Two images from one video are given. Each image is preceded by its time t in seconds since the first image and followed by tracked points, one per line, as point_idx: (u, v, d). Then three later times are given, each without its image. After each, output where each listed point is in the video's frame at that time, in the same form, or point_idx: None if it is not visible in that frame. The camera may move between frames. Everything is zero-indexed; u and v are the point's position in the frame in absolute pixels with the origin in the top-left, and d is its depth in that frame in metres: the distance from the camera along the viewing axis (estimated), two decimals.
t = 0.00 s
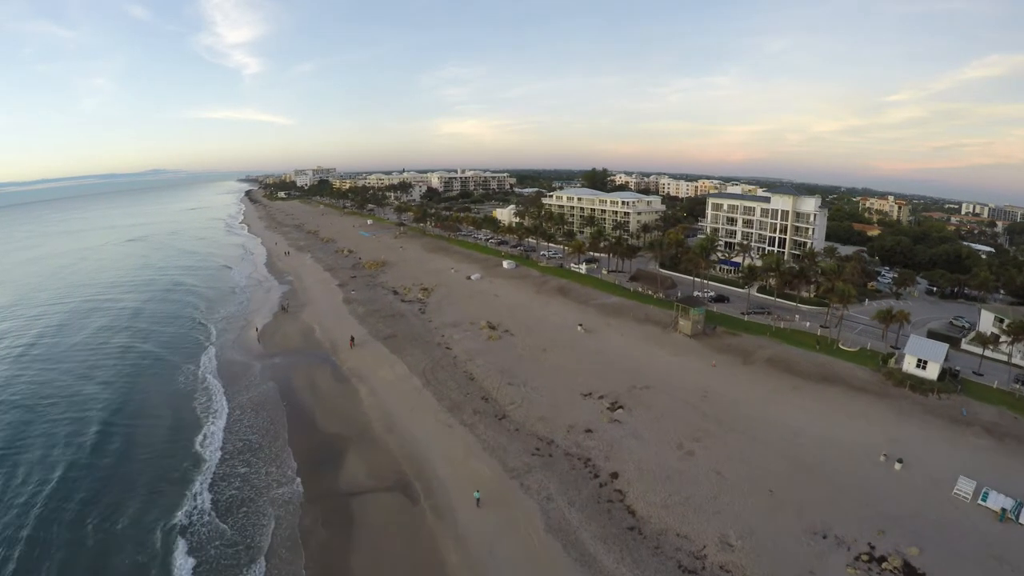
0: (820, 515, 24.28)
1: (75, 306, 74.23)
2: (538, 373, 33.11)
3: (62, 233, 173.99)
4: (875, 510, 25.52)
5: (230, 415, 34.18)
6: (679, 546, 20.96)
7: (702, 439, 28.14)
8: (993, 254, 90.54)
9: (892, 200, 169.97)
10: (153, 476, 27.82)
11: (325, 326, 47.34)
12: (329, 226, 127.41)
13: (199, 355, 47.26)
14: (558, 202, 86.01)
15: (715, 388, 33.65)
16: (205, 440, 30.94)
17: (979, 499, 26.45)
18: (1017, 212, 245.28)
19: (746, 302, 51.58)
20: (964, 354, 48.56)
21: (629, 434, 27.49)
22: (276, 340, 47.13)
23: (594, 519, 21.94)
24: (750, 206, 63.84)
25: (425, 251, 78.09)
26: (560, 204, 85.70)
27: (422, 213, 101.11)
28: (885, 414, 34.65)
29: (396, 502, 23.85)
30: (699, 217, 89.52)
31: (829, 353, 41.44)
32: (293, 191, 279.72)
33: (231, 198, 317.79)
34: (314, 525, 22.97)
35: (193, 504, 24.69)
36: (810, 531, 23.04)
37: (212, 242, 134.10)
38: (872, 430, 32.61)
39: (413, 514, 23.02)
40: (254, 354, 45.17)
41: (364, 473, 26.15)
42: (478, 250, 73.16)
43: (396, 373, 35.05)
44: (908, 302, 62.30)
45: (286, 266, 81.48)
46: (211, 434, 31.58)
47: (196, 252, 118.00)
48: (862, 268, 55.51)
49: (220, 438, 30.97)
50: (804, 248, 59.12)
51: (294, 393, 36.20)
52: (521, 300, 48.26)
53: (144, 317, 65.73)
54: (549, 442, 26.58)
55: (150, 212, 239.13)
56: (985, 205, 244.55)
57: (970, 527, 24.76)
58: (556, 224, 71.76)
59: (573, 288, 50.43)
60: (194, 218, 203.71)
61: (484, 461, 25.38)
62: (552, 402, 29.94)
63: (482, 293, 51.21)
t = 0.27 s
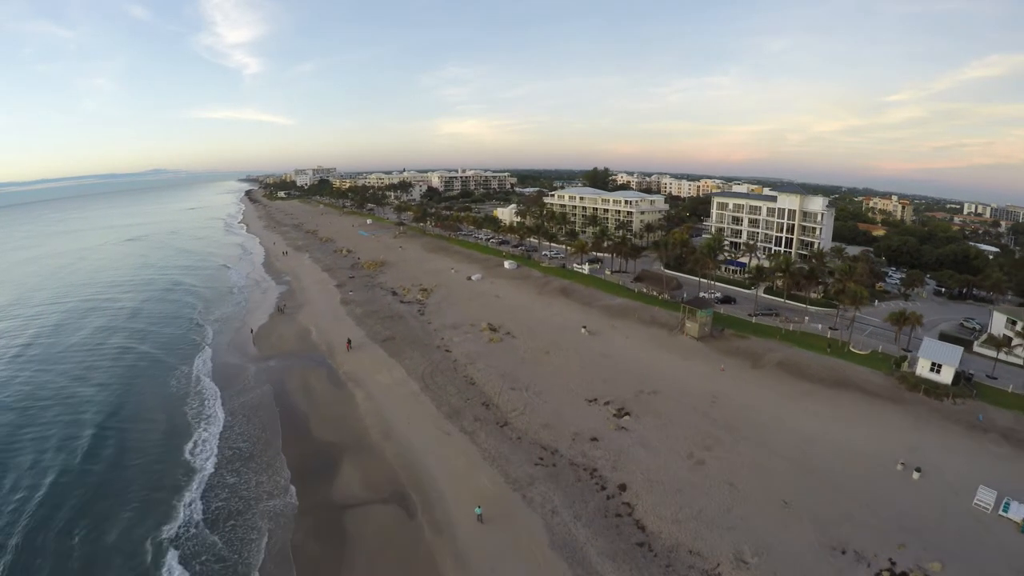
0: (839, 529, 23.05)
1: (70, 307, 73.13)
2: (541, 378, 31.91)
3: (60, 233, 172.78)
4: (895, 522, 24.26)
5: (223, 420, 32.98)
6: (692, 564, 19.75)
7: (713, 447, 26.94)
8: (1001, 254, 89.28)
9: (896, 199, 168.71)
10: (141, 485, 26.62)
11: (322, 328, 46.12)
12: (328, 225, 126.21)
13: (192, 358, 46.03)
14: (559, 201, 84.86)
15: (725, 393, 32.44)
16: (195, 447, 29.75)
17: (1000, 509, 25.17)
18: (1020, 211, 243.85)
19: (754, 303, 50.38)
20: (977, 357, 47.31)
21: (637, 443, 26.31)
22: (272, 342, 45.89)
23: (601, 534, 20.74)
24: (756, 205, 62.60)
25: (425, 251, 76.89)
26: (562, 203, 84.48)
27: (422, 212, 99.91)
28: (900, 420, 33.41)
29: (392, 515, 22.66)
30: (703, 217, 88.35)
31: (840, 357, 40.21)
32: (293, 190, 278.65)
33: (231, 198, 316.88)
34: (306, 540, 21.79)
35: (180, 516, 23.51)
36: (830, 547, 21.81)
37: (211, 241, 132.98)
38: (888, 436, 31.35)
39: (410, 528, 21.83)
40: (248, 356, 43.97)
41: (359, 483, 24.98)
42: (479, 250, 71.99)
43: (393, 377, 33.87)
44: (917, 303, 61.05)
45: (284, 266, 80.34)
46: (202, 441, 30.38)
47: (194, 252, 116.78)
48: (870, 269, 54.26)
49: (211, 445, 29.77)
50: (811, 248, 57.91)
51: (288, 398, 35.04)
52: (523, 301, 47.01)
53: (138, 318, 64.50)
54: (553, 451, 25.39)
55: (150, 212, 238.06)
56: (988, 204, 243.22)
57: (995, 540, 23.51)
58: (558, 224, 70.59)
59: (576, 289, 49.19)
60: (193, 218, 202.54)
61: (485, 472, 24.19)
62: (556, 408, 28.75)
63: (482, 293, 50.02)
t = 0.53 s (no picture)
0: (857, 543, 21.84)
1: (63, 307, 71.91)
2: (543, 383, 30.71)
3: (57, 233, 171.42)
4: (915, 534, 23.01)
5: (213, 427, 31.72)
6: None
7: (723, 457, 25.76)
8: (1007, 254, 88.12)
9: (898, 198, 167.76)
10: (124, 496, 25.28)
11: (317, 330, 44.82)
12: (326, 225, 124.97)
13: (184, 360, 44.73)
14: (560, 201, 83.70)
15: (733, 399, 31.30)
16: (184, 455, 28.48)
17: None
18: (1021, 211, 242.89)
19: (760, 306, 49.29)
20: (989, 359, 46.08)
21: (644, 452, 25.15)
22: (265, 345, 44.59)
23: (608, 551, 19.53)
24: (761, 204, 61.45)
25: (423, 251, 75.64)
26: (563, 203, 83.26)
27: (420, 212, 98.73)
28: (915, 425, 32.19)
29: (386, 530, 21.44)
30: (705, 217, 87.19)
31: (851, 360, 39.04)
32: (291, 190, 277.38)
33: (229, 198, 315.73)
34: (295, 555, 20.60)
35: (166, 529, 22.30)
36: (849, 562, 20.61)
37: (208, 241, 131.71)
38: (903, 442, 30.12)
39: (405, 544, 20.60)
40: (241, 360, 42.68)
41: (352, 495, 23.81)
42: (478, 250, 70.81)
43: (389, 381, 32.66)
44: (925, 304, 59.85)
45: (280, 266, 79.13)
46: (190, 449, 29.10)
47: (190, 252, 115.47)
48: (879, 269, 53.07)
49: (200, 454, 28.50)
50: (818, 248, 56.73)
51: (281, 403, 33.85)
52: (523, 302, 45.74)
53: (131, 319, 63.17)
54: (557, 461, 24.19)
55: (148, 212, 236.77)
56: (989, 204, 242.27)
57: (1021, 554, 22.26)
58: (559, 224, 69.41)
59: (578, 290, 47.95)
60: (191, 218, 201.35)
61: (485, 483, 22.98)
62: (559, 415, 27.57)
63: (481, 294, 48.81)
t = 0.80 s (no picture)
0: (878, 559, 20.63)
1: (53, 309, 70.47)
2: (545, 389, 29.48)
3: (52, 233, 169.93)
4: (938, 549, 21.78)
5: (202, 433, 30.43)
6: None
7: (733, 468, 24.58)
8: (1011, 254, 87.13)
9: (899, 198, 166.92)
10: (104, 509, 23.92)
11: (311, 332, 43.55)
12: (323, 225, 123.66)
13: (174, 364, 43.36)
14: (560, 200, 82.53)
15: (742, 405, 30.12)
16: (169, 465, 27.14)
17: None
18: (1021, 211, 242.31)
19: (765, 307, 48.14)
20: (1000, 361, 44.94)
21: (652, 462, 23.96)
22: (258, 348, 43.31)
23: (616, 570, 18.30)
24: (765, 203, 60.35)
25: (421, 251, 74.38)
26: (563, 202, 82.06)
27: (418, 211, 97.49)
28: (930, 431, 31.00)
29: (379, 547, 20.19)
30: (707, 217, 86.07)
31: (860, 363, 37.91)
32: (289, 190, 275.84)
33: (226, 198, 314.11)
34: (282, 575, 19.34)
35: (151, 545, 21.04)
36: None
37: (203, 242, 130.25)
38: (918, 449, 28.95)
39: (399, 562, 19.35)
40: (233, 363, 41.37)
41: (344, 509, 22.56)
42: (476, 250, 69.59)
43: (384, 387, 31.42)
44: (932, 305, 58.75)
45: (275, 266, 77.80)
46: (177, 459, 27.77)
47: (185, 252, 114.08)
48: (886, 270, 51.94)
49: (187, 463, 27.18)
50: (823, 248, 55.62)
51: (273, 409, 32.59)
52: (523, 304, 44.49)
53: (122, 320, 61.78)
54: (559, 473, 22.98)
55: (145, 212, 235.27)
56: (989, 204, 241.55)
57: None
58: (559, 223, 68.20)
59: (579, 291, 46.75)
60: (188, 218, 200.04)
61: (484, 497, 21.73)
62: (562, 423, 26.35)
63: (480, 296, 47.57)
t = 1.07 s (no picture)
0: None
1: (43, 310, 69.06)
2: (546, 395, 28.29)
3: (46, 233, 168.34)
4: (963, 563, 20.59)
5: (191, 441, 29.21)
6: None
7: (745, 479, 23.46)
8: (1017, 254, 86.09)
9: (900, 198, 166.15)
10: (84, 524, 22.69)
11: (304, 335, 42.30)
12: (319, 225, 122.32)
13: (164, 367, 42.06)
14: (559, 200, 81.34)
15: (751, 411, 28.98)
16: (155, 476, 25.89)
17: None
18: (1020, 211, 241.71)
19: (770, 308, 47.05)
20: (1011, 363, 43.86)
21: (660, 474, 22.79)
22: (249, 351, 42.05)
23: None
24: (769, 202, 59.31)
25: (418, 251, 73.15)
26: (562, 201, 80.86)
27: (416, 211, 96.22)
28: (946, 437, 29.82)
29: (371, 566, 18.99)
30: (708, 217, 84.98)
31: (870, 366, 36.82)
32: (286, 190, 274.32)
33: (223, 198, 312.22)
34: None
35: (133, 565, 19.83)
36: None
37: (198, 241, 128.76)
38: (935, 456, 27.77)
39: None
40: (224, 367, 40.12)
41: (335, 524, 21.33)
42: (475, 250, 68.38)
43: (379, 393, 30.19)
44: (939, 306, 57.66)
45: (270, 267, 76.50)
46: (163, 469, 26.53)
47: (180, 252, 112.62)
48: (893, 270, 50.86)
49: (173, 474, 25.94)
50: (829, 248, 54.53)
51: (263, 416, 31.36)
52: (523, 305, 43.30)
53: (112, 322, 60.45)
54: (563, 486, 21.82)
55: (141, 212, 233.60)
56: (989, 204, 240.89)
57: None
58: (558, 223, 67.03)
59: (580, 292, 45.58)
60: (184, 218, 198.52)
61: (483, 512, 20.54)
62: (564, 432, 25.18)
63: (478, 297, 46.37)
